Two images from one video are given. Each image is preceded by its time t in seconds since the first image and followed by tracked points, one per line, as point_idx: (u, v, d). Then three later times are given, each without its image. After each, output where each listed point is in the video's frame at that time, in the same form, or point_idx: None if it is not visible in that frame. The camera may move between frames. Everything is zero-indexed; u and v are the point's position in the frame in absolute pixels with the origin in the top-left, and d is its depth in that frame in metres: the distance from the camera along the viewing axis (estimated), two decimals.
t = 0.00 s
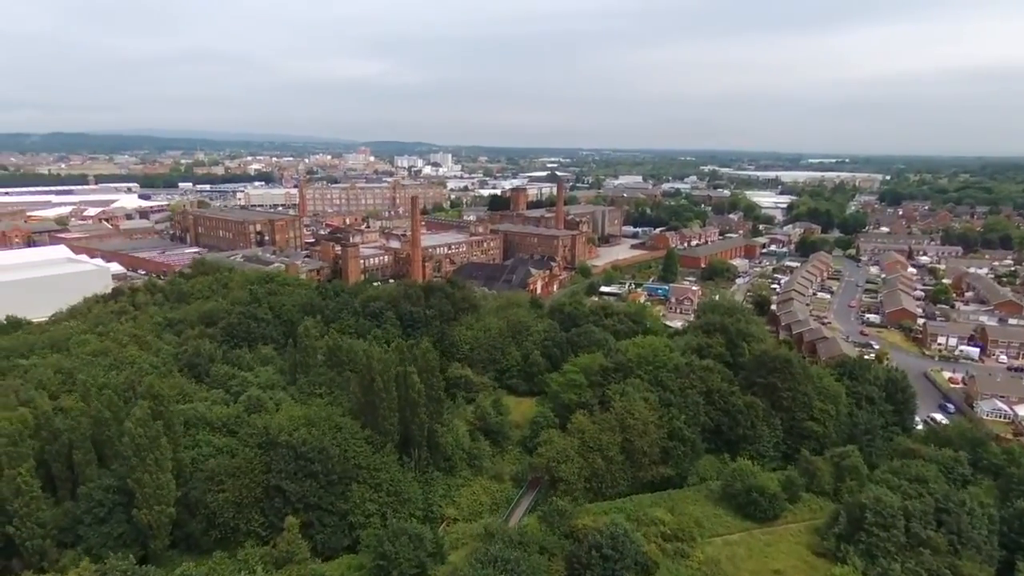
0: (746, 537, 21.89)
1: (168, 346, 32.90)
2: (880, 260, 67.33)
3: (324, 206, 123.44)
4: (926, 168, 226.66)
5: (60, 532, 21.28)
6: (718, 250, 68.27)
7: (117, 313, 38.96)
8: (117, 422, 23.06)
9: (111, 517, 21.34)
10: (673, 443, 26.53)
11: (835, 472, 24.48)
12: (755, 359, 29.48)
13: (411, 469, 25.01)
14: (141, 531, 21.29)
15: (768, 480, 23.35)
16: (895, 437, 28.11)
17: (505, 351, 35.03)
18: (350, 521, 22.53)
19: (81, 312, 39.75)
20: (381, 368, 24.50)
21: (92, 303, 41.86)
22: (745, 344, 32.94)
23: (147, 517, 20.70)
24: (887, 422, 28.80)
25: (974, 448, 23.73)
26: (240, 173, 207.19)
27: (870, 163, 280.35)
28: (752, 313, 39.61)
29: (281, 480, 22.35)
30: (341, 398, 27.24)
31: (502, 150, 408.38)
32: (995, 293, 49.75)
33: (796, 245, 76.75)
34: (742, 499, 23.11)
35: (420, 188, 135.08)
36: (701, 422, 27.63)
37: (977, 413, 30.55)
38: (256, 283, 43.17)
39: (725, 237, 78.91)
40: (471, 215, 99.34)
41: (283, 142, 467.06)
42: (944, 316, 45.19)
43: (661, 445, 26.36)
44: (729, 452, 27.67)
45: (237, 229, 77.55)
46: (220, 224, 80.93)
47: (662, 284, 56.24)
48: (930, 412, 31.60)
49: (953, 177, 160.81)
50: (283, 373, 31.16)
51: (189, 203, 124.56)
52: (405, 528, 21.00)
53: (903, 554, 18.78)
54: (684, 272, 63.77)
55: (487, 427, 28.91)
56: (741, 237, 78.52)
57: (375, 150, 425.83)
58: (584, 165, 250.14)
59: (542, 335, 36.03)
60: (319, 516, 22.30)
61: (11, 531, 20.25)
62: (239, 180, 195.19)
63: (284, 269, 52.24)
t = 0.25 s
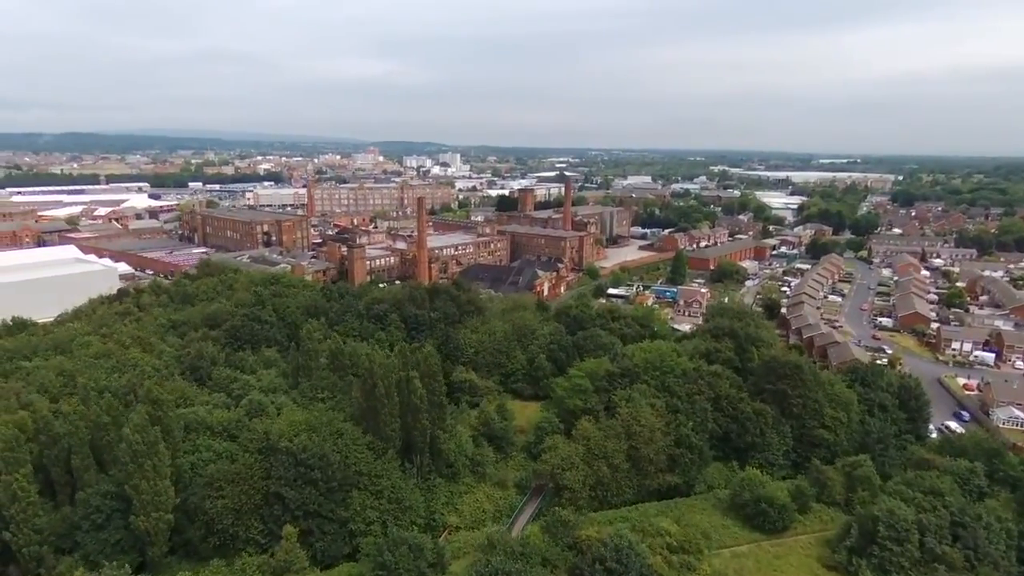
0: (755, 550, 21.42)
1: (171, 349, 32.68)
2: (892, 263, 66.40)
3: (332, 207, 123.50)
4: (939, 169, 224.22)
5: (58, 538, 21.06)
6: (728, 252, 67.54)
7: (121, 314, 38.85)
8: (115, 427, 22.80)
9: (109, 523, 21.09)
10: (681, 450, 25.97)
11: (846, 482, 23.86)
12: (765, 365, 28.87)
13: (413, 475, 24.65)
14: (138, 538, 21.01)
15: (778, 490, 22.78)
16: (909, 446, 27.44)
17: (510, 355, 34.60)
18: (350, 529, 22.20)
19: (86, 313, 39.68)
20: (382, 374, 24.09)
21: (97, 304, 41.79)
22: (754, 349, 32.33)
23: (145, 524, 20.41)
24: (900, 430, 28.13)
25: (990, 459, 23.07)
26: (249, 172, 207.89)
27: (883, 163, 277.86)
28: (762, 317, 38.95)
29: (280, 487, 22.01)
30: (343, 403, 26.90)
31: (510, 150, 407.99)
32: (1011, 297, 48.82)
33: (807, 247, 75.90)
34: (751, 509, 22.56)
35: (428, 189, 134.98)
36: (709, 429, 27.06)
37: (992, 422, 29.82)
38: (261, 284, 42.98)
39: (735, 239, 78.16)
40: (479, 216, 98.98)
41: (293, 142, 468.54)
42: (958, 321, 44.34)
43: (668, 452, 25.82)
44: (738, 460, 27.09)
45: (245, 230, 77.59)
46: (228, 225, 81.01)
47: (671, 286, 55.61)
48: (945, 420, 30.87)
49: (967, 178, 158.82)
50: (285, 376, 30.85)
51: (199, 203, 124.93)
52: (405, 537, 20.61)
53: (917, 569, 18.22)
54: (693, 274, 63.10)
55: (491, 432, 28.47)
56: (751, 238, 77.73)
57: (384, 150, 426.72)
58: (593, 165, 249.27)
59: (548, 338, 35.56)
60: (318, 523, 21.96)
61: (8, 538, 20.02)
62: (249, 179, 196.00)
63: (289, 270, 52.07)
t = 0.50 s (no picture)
0: (762, 564, 20.95)
1: (172, 352, 32.44)
2: (903, 265, 65.44)
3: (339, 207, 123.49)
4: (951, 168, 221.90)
5: (53, 546, 20.81)
6: (736, 253, 66.77)
7: (124, 317, 38.66)
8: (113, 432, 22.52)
9: (106, 531, 20.79)
10: (687, 458, 25.42)
11: (857, 493, 23.24)
12: (774, 371, 28.24)
13: (414, 483, 24.26)
14: (134, 546, 20.71)
15: (787, 501, 22.20)
16: (922, 455, 26.75)
17: (514, 359, 34.12)
18: (349, 538, 21.83)
19: (90, 315, 39.54)
20: (383, 380, 23.68)
21: (101, 306, 41.68)
22: (763, 354, 31.72)
23: (141, 533, 20.08)
24: (912, 438, 27.43)
25: (1006, 470, 22.38)
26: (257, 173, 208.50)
27: (893, 162, 275.43)
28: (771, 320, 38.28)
29: (278, 495, 21.66)
30: (343, 408, 26.52)
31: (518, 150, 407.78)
32: None
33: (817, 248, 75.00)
34: (759, 520, 22.01)
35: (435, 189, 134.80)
36: (716, 437, 26.48)
37: (1008, 430, 29.07)
38: (265, 286, 42.73)
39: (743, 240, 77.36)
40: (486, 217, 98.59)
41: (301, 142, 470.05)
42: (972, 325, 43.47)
43: (674, 461, 25.28)
44: (746, 469, 26.49)
45: (251, 231, 77.55)
46: (234, 226, 81.01)
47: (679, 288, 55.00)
48: (959, 428, 30.10)
49: (979, 177, 156.93)
50: (287, 380, 30.52)
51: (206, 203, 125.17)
52: (403, 548, 20.21)
53: None
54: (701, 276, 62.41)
55: (493, 438, 28.01)
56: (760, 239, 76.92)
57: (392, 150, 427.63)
58: (601, 164, 248.42)
59: (552, 342, 35.06)
60: (317, 531, 21.60)
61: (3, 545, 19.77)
62: (258, 180, 196.78)
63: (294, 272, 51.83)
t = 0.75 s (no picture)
0: None
1: (174, 355, 32.20)
2: (915, 267, 64.48)
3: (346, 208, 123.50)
4: (964, 169, 219.62)
5: (50, 554, 20.53)
6: (746, 255, 66.02)
7: (128, 320, 38.50)
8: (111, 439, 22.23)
9: (103, 539, 20.49)
10: (695, 467, 24.88)
11: (870, 504, 22.63)
12: (784, 378, 27.64)
13: (416, 491, 23.84)
14: (131, 555, 20.38)
15: (797, 512, 21.64)
16: (936, 464, 26.10)
17: (519, 364, 33.65)
18: (350, 547, 21.43)
19: (94, 318, 39.41)
20: (384, 386, 23.30)
21: (106, 308, 41.57)
22: (773, 360, 31.09)
23: (138, 541, 19.73)
24: (927, 447, 26.77)
25: None
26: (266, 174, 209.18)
27: (905, 163, 272.71)
28: (781, 325, 37.63)
29: (278, 503, 21.29)
30: (345, 414, 26.17)
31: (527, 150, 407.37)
32: None
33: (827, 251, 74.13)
34: (768, 532, 21.47)
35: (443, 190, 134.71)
36: (724, 445, 25.92)
37: None
38: (269, 289, 42.49)
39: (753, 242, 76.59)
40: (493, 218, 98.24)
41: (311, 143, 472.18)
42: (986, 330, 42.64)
43: (681, 470, 24.73)
44: (755, 478, 25.91)
45: (258, 232, 77.51)
46: (241, 227, 81.03)
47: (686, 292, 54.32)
48: (974, 437, 29.37)
49: (993, 179, 155.17)
50: (289, 385, 30.21)
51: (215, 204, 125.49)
52: (403, 558, 19.77)
53: None
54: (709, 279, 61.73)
55: (498, 445, 27.57)
56: (769, 241, 76.10)
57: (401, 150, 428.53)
58: (609, 165, 247.61)
59: (558, 346, 34.59)
60: (317, 541, 21.20)
61: None
62: (267, 180, 197.41)
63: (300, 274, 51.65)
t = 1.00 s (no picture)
0: None
1: (176, 358, 31.98)
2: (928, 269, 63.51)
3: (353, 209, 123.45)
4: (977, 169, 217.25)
5: (46, 561, 20.26)
6: (754, 257, 65.27)
7: (131, 322, 38.33)
8: (109, 444, 21.93)
9: (99, 546, 20.20)
10: (701, 475, 24.36)
11: (883, 515, 22.03)
12: (794, 384, 27.04)
13: (417, 498, 23.45)
14: (127, 563, 20.06)
15: (807, 524, 21.09)
16: (951, 474, 25.44)
17: (524, 368, 33.19)
18: (349, 556, 21.05)
19: (98, 320, 39.28)
20: (385, 392, 22.91)
21: (110, 310, 41.44)
22: (783, 365, 30.47)
23: (134, 550, 19.40)
24: (941, 456, 26.09)
25: None
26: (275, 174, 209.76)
27: (917, 163, 270.06)
28: (791, 329, 36.98)
29: (276, 511, 20.93)
30: (345, 420, 25.81)
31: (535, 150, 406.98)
32: None
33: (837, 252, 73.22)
34: (777, 544, 20.96)
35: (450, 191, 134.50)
36: (732, 453, 25.37)
37: None
38: (273, 290, 42.26)
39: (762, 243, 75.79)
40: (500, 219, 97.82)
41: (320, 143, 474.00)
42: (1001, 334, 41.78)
43: (688, 478, 24.22)
44: (763, 486, 25.34)
45: (265, 233, 77.45)
46: (248, 228, 81.01)
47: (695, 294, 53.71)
48: (990, 445, 28.64)
49: (1007, 179, 153.28)
50: (290, 388, 29.91)
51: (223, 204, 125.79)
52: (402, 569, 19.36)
53: None
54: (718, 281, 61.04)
55: (501, 451, 27.13)
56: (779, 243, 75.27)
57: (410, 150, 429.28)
58: (617, 165, 246.72)
59: (563, 350, 34.11)
60: (315, 550, 20.82)
61: None
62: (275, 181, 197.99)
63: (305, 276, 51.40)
